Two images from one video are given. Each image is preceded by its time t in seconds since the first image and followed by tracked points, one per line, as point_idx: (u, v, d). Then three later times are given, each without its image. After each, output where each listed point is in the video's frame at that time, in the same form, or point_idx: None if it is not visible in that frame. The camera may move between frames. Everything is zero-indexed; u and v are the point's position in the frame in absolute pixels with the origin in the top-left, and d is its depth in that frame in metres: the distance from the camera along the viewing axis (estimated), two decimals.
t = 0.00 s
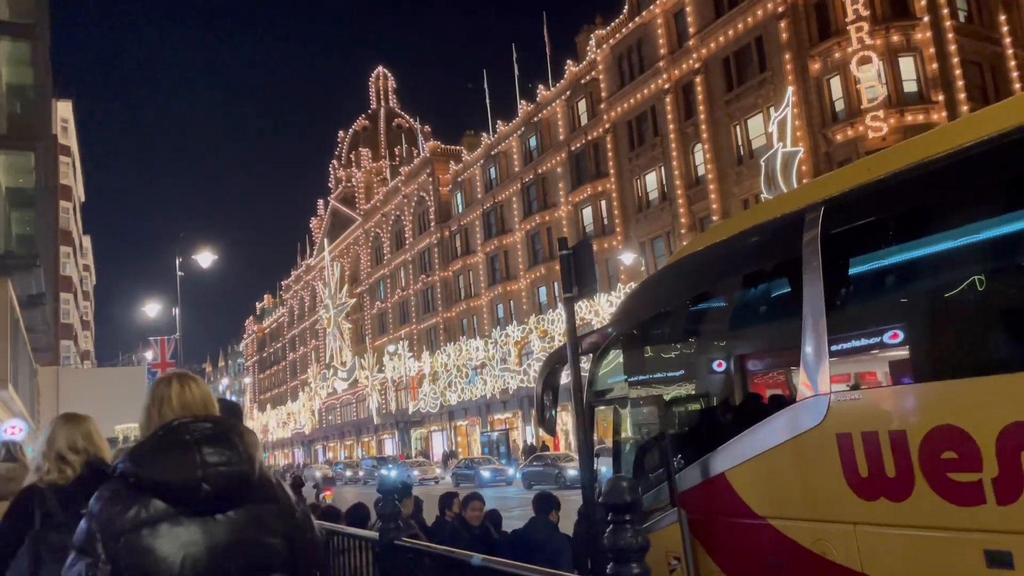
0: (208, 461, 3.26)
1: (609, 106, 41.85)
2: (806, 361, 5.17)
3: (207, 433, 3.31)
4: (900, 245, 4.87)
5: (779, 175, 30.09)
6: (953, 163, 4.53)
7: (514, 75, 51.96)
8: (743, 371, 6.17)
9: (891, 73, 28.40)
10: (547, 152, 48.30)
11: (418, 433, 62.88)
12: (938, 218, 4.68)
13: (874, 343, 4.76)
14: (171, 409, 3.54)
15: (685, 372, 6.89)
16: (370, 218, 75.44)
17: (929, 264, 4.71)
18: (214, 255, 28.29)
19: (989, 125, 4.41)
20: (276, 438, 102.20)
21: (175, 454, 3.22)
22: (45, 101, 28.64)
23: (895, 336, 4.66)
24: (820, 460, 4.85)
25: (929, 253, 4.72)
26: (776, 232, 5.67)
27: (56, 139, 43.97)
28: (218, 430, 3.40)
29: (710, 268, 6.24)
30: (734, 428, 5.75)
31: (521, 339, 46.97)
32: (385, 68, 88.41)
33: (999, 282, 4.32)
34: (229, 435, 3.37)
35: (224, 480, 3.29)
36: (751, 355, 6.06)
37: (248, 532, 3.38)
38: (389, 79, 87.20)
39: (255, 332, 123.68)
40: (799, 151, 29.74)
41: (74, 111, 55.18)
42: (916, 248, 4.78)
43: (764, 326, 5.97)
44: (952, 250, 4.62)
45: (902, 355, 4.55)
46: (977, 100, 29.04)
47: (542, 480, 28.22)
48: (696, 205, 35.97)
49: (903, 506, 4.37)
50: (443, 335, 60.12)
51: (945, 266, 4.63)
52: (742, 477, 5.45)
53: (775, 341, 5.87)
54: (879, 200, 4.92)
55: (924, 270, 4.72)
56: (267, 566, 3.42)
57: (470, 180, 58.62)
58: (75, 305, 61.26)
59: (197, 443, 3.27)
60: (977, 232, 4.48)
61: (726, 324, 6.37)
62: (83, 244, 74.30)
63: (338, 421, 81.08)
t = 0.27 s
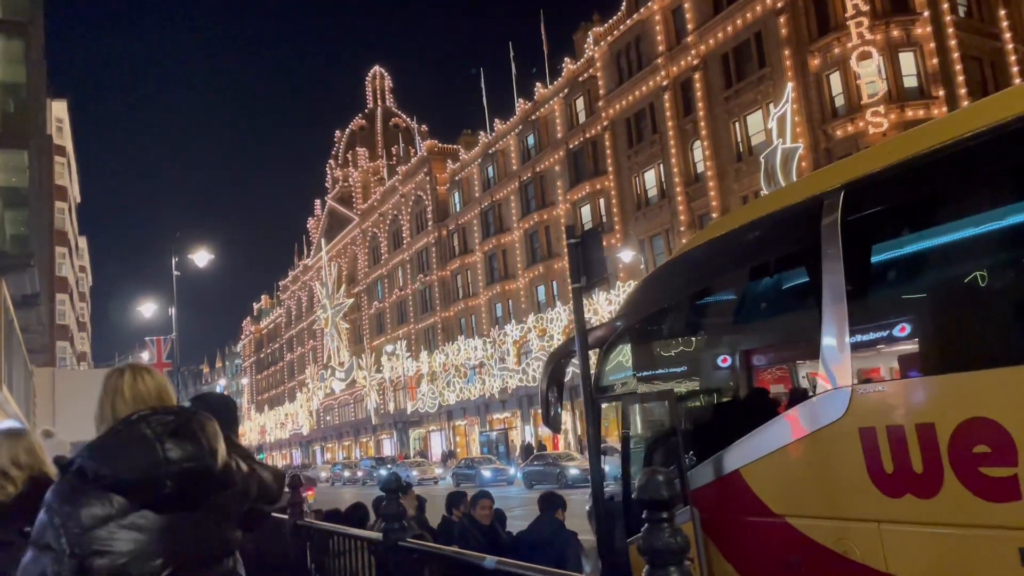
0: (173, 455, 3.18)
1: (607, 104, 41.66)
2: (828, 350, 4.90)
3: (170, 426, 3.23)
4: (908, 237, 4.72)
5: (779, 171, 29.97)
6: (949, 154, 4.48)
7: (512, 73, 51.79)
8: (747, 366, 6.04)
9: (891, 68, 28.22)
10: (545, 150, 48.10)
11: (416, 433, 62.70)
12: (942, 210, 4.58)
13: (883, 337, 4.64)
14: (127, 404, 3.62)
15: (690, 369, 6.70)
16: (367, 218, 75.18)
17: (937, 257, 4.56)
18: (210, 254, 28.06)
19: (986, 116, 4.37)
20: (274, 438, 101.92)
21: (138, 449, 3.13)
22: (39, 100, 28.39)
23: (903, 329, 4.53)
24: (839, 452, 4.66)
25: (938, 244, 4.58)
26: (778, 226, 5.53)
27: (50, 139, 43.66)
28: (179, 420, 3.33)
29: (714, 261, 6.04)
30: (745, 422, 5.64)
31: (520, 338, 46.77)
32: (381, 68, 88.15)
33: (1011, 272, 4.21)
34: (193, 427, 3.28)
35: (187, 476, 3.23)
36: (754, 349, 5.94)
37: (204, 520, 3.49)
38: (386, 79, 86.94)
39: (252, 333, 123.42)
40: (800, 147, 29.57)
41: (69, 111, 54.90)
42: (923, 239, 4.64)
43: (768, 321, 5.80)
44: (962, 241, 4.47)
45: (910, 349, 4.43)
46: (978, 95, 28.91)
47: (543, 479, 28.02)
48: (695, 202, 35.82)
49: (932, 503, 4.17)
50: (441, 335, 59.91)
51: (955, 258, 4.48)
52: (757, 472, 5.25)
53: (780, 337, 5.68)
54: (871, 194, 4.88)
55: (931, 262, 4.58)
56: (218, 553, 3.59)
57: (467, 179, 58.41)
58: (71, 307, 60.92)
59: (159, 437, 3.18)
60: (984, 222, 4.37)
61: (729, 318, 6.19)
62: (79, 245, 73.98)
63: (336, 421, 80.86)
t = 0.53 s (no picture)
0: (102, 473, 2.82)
1: (605, 101, 41.46)
2: (852, 346, 4.72)
3: (102, 437, 2.87)
4: (919, 230, 4.66)
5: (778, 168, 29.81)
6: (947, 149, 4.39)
7: (508, 71, 51.58)
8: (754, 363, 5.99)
9: (891, 63, 28.03)
10: (542, 149, 47.87)
11: (414, 433, 62.47)
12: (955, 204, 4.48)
13: (890, 334, 4.54)
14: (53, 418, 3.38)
15: (691, 366, 6.56)
16: (363, 218, 74.90)
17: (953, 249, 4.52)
18: (206, 254, 27.83)
19: (987, 111, 4.23)
20: (271, 439, 101.51)
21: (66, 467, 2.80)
22: (32, 98, 28.09)
23: (911, 326, 4.43)
24: (869, 444, 4.44)
25: (954, 235, 4.53)
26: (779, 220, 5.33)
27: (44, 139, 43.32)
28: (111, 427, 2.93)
29: (715, 252, 5.86)
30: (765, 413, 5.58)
31: (517, 337, 46.51)
32: (377, 67, 87.89)
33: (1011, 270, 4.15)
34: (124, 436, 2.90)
35: (126, 490, 2.89)
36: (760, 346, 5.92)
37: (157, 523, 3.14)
38: (382, 78, 86.66)
39: (249, 333, 123.03)
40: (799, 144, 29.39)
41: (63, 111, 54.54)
42: (940, 230, 4.59)
43: (772, 318, 5.74)
44: (979, 233, 4.42)
45: (917, 346, 4.34)
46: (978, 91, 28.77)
47: (543, 479, 27.84)
48: (694, 200, 35.62)
49: (968, 504, 3.93)
50: (438, 334, 59.64)
51: (969, 251, 4.43)
52: (779, 467, 5.04)
53: (787, 334, 5.63)
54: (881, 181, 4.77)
55: (940, 255, 4.55)
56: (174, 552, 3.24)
57: (464, 178, 58.19)
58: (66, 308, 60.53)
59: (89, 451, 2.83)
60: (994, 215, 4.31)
61: (735, 314, 6.06)
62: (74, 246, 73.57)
63: (333, 422, 80.56)
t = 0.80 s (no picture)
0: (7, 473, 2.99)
1: (602, 100, 41.30)
2: (876, 337, 4.55)
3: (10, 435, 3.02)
4: (944, 216, 4.55)
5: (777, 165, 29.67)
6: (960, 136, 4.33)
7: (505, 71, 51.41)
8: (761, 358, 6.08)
9: (890, 60, 27.91)
10: (539, 149, 47.70)
11: (411, 435, 62.22)
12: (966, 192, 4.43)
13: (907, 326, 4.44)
14: None
15: (693, 363, 6.42)
16: (360, 219, 74.66)
17: (977, 235, 4.41)
18: (201, 254, 27.55)
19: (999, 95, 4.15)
20: (268, 442, 101.11)
21: None
22: (25, 98, 27.81)
23: (921, 321, 4.36)
24: (906, 439, 4.22)
25: (980, 220, 4.41)
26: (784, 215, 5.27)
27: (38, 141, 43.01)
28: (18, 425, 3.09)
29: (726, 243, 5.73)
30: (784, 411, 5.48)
31: (515, 337, 46.26)
32: (373, 68, 87.69)
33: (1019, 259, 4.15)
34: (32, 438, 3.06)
35: (40, 488, 3.07)
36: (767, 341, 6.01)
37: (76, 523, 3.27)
38: (378, 79, 86.43)
39: (245, 336, 122.60)
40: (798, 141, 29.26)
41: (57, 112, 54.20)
42: (970, 217, 4.45)
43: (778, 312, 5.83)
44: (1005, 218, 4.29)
45: (928, 340, 4.28)
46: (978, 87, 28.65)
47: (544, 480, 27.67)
48: (692, 198, 35.45)
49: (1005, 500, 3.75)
50: (436, 335, 59.39)
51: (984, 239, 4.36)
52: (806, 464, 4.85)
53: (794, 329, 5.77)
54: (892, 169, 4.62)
55: (967, 242, 4.43)
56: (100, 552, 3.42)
57: (461, 178, 57.99)
58: (61, 311, 60.15)
59: None
60: (1013, 202, 4.23)
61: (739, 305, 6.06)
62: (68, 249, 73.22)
63: (330, 424, 80.26)
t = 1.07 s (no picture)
0: None
1: (598, 102, 41.14)
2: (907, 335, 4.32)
3: None
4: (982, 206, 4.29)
5: (775, 166, 29.54)
6: (971, 136, 4.21)
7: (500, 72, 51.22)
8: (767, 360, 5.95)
9: (888, 60, 27.79)
10: (535, 150, 47.50)
11: (407, 439, 61.94)
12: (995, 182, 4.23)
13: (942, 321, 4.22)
14: None
15: (695, 365, 6.20)
16: (354, 222, 74.37)
17: (998, 235, 4.20)
18: (195, 257, 27.26)
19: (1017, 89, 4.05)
20: (262, 446, 100.59)
21: None
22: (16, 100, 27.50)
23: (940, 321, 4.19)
24: (940, 440, 3.99)
25: (1010, 215, 4.18)
26: (787, 214, 5.19)
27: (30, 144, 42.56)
28: None
29: (733, 242, 5.58)
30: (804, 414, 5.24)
31: (511, 340, 45.99)
32: (367, 71, 87.47)
33: None
34: None
35: None
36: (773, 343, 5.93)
37: None
38: (372, 82, 86.20)
39: (239, 340, 122.08)
40: (795, 142, 29.11)
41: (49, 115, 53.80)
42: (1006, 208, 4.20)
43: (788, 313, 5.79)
44: None
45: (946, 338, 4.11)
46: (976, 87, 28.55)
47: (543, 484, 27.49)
48: (689, 199, 35.29)
49: None
50: (431, 338, 59.09)
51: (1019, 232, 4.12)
52: (830, 470, 4.63)
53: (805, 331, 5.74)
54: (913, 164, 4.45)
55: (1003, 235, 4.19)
56: None
57: (456, 180, 57.76)
58: (54, 315, 59.68)
59: None
60: None
61: (742, 305, 5.96)
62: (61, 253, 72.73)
63: (326, 428, 79.88)
